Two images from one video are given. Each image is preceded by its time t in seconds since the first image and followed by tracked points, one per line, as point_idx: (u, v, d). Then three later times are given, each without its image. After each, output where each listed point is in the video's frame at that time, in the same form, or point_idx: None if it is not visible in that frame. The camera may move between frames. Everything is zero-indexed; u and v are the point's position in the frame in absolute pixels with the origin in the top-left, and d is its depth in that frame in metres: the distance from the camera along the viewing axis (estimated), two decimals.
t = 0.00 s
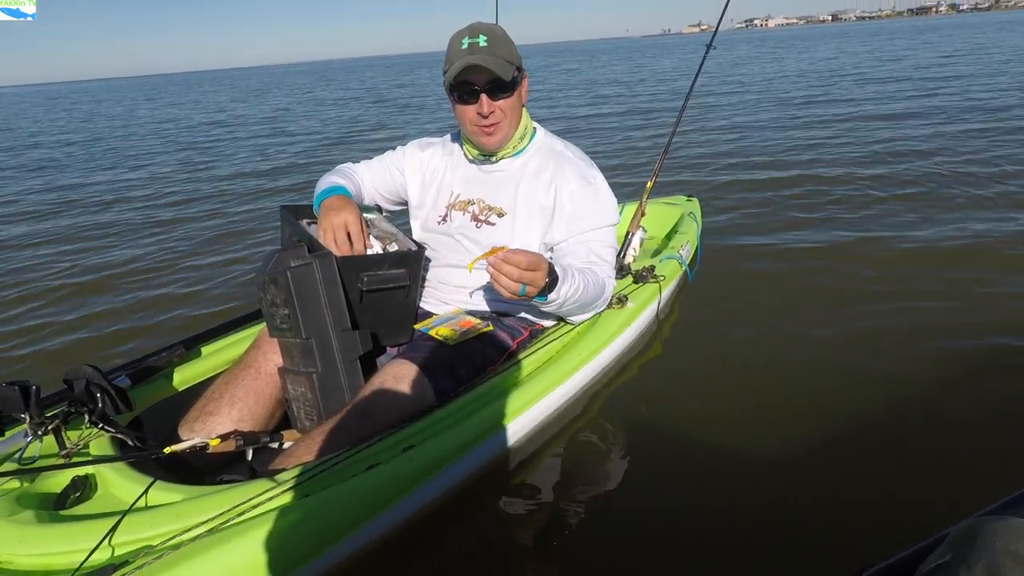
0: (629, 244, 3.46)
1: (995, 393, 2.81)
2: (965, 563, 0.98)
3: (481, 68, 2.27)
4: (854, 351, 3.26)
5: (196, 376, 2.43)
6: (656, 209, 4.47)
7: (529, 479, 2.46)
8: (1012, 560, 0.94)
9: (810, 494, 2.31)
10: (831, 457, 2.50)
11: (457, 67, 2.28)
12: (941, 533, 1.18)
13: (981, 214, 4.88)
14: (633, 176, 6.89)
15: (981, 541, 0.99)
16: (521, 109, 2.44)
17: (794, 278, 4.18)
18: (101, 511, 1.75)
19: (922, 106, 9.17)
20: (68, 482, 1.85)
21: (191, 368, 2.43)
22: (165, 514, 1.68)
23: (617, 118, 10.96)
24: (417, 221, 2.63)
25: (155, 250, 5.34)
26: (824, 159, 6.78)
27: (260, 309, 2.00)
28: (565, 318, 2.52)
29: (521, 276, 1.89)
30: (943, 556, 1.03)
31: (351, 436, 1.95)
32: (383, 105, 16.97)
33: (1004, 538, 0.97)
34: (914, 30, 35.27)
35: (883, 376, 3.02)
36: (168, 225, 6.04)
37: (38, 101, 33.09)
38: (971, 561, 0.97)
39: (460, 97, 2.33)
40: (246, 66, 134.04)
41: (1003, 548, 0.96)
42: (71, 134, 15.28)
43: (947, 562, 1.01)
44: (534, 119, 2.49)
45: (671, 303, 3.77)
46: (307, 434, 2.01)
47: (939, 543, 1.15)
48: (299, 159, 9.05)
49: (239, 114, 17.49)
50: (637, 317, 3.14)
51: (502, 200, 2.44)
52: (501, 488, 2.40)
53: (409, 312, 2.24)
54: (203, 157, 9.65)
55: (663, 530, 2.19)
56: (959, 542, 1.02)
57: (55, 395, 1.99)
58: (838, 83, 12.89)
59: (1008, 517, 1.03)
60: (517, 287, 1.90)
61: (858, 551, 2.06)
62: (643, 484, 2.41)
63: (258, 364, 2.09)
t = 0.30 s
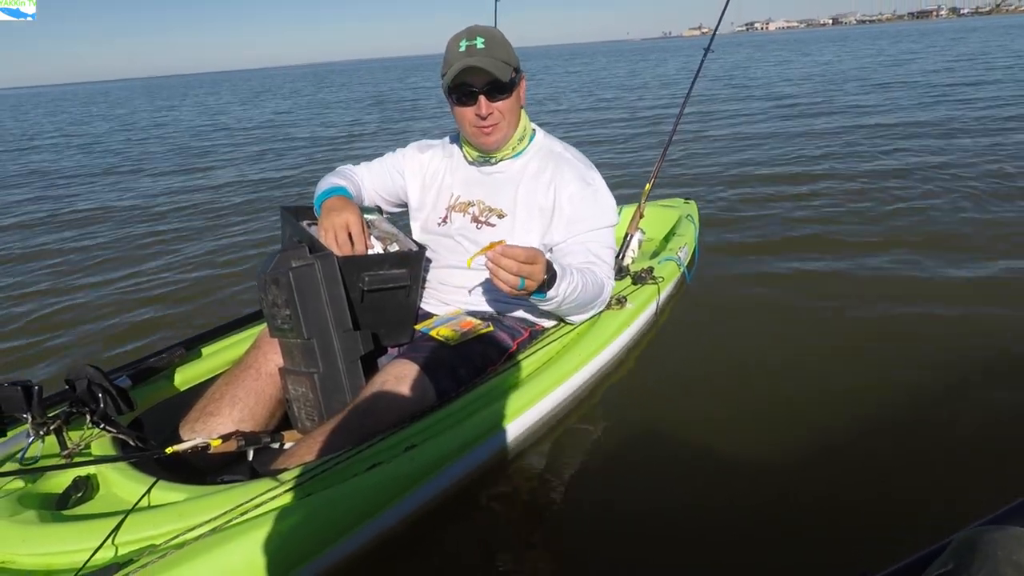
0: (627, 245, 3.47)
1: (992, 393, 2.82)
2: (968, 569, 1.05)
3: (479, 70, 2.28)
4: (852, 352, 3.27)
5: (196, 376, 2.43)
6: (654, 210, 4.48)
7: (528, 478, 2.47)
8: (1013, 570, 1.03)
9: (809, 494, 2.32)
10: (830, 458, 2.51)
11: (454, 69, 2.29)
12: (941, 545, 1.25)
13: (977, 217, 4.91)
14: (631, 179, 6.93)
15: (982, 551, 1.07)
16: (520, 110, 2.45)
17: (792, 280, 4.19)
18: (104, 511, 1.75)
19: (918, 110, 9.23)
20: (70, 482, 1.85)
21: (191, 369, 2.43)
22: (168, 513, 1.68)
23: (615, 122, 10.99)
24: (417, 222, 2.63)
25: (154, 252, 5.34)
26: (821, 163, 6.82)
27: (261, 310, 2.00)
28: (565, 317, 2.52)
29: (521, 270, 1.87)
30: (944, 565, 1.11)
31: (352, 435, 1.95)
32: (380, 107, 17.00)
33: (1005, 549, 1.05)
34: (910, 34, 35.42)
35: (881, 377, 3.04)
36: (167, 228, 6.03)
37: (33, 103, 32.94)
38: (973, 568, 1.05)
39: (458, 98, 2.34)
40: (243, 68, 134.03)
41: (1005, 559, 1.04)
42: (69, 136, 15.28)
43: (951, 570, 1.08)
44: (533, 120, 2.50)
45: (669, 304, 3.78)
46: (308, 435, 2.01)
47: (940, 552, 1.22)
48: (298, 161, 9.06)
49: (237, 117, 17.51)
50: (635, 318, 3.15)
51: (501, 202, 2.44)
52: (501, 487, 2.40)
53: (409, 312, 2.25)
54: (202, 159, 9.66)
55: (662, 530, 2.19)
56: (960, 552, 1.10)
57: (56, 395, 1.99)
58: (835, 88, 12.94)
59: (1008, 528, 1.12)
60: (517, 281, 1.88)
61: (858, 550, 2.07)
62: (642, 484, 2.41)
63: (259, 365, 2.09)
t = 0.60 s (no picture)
0: (626, 243, 3.49)
1: (990, 394, 2.83)
2: (972, 569, 1.01)
3: (477, 70, 2.29)
4: (853, 351, 3.28)
5: (198, 376, 2.44)
6: (653, 210, 4.49)
7: (528, 478, 2.47)
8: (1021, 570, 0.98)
9: (810, 495, 2.32)
10: (831, 458, 2.51)
11: (453, 69, 2.31)
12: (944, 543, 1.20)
13: (974, 217, 4.93)
14: (630, 179, 6.94)
15: (987, 551, 1.03)
16: (518, 110, 2.46)
17: (790, 279, 4.21)
18: (108, 507, 1.76)
19: (916, 112, 9.26)
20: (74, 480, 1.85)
21: (193, 369, 2.44)
22: (172, 508, 1.69)
23: (613, 123, 11.00)
24: (417, 222, 2.65)
25: (153, 255, 5.34)
26: (819, 164, 6.84)
27: (262, 309, 2.01)
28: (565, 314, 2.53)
29: (521, 264, 1.88)
30: (948, 564, 1.05)
31: (354, 432, 1.96)
32: (379, 110, 17.01)
33: (1011, 548, 1.01)
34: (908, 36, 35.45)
35: (881, 376, 3.04)
36: (166, 230, 6.03)
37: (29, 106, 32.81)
38: (979, 568, 1.00)
39: (457, 98, 2.35)
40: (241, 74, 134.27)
41: (1012, 559, 0.99)
42: (68, 137, 15.29)
43: (953, 569, 1.03)
44: (530, 119, 2.52)
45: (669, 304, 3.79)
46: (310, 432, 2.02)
47: (944, 551, 1.18)
48: (296, 163, 9.06)
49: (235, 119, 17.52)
50: (634, 316, 3.16)
51: (500, 201, 2.46)
52: (501, 486, 2.40)
53: (410, 310, 2.26)
54: (201, 162, 9.67)
55: (665, 531, 2.19)
56: (962, 552, 1.05)
57: (59, 395, 2.00)
58: (832, 89, 12.96)
59: (1014, 528, 1.07)
60: (518, 275, 1.89)
61: (860, 550, 2.08)
62: (643, 486, 2.41)
63: (261, 365, 2.10)
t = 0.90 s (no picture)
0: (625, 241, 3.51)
1: (987, 394, 2.85)
2: (975, 568, 1.02)
3: (478, 74, 2.31)
4: (851, 351, 3.31)
5: (202, 376, 2.45)
6: (650, 209, 4.52)
7: (527, 476, 2.49)
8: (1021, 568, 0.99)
9: (810, 495, 2.34)
10: (830, 459, 2.53)
11: (454, 73, 2.33)
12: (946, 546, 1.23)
13: (971, 218, 4.95)
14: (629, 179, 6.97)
15: (989, 549, 1.03)
16: (517, 113, 2.48)
17: (788, 279, 4.23)
18: (114, 502, 1.78)
19: (914, 113, 9.30)
20: (80, 477, 1.87)
21: (198, 369, 2.46)
22: (177, 503, 1.71)
23: (612, 123, 11.01)
24: (416, 222, 2.67)
25: (153, 257, 5.34)
26: (817, 165, 6.86)
27: (264, 309, 2.03)
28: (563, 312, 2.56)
29: (517, 261, 1.90)
30: (952, 563, 1.06)
31: (356, 428, 1.98)
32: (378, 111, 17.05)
33: (1013, 547, 1.02)
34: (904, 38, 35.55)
35: (879, 377, 3.06)
36: (166, 232, 6.04)
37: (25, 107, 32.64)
38: (981, 567, 1.01)
39: (457, 101, 2.37)
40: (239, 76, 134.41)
41: (1014, 558, 1.00)
42: (67, 137, 15.29)
43: (957, 568, 1.04)
44: (529, 121, 2.54)
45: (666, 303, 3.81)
46: (313, 429, 2.04)
47: (946, 550, 1.21)
48: (296, 164, 9.08)
49: (235, 119, 17.55)
50: (633, 313, 3.19)
51: (498, 201, 2.48)
52: (500, 483, 2.42)
53: (410, 309, 2.27)
54: (200, 163, 9.69)
55: (665, 530, 2.20)
56: (966, 550, 1.06)
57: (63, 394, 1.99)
58: (830, 90, 12.98)
59: (1016, 526, 1.07)
60: (514, 272, 1.92)
61: (860, 550, 2.09)
62: (643, 486, 2.42)
63: (263, 365, 2.12)
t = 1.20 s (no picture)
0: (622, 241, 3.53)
1: (983, 394, 2.88)
2: (975, 566, 1.02)
3: (474, 73, 2.32)
4: (849, 351, 3.33)
5: (204, 374, 2.47)
6: (648, 208, 4.55)
7: (527, 475, 2.50)
8: None
9: (810, 495, 2.35)
10: (830, 459, 2.54)
11: (450, 72, 2.34)
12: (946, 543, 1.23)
13: (968, 218, 4.97)
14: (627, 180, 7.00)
15: (992, 547, 1.02)
16: (514, 112, 2.50)
17: (787, 279, 4.25)
18: (119, 499, 1.79)
19: (911, 113, 9.33)
20: (86, 474, 1.88)
21: (201, 367, 2.48)
22: (183, 499, 1.73)
23: (610, 124, 11.02)
24: (416, 222, 2.69)
25: (152, 258, 5.34)
26: (814, 165, 6.88)
27: (266, 308, 2.04)
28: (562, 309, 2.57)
29: (520, 246, 1.90)
30: (953, 562, 1.07)
31: (358, 424, 2.00)
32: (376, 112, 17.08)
33: (1014, 545, 1.00)
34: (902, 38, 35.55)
35: (876, 377, 3.08)
36: (165, 233, 6.05)
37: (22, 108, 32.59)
38: (983, 566, 1.00)
39: (454, 100, 2.39)
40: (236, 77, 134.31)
41: (1015, 556, 0.98)
42: (65, 139, 15.30)
43: (958, 566, 1.05)
44: (526, 120, 2.55)
45: (664, 301, 3.83)
46: (315, 426, 2.05)
47: (946, 550, 1.20)
48: (295, 166, 9.10)
49: (233, 121, 17.57)
50: (631, 311, 3.21)
51: (497, 200, 2.49)
52: (500, 481, 2.44)
53: (410, 308, 2.29)
54: (199, 164, 9.70)
55: (666, 531, 2.21)
56: (968, 548, 1.06)
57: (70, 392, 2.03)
58: (828, 91, 13.00)
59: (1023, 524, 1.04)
60: (522, 260, 1.92)
61: (860, 550, 2.10)
62: (643, 486, 2.43)
63: (265, 363, 2.14)
